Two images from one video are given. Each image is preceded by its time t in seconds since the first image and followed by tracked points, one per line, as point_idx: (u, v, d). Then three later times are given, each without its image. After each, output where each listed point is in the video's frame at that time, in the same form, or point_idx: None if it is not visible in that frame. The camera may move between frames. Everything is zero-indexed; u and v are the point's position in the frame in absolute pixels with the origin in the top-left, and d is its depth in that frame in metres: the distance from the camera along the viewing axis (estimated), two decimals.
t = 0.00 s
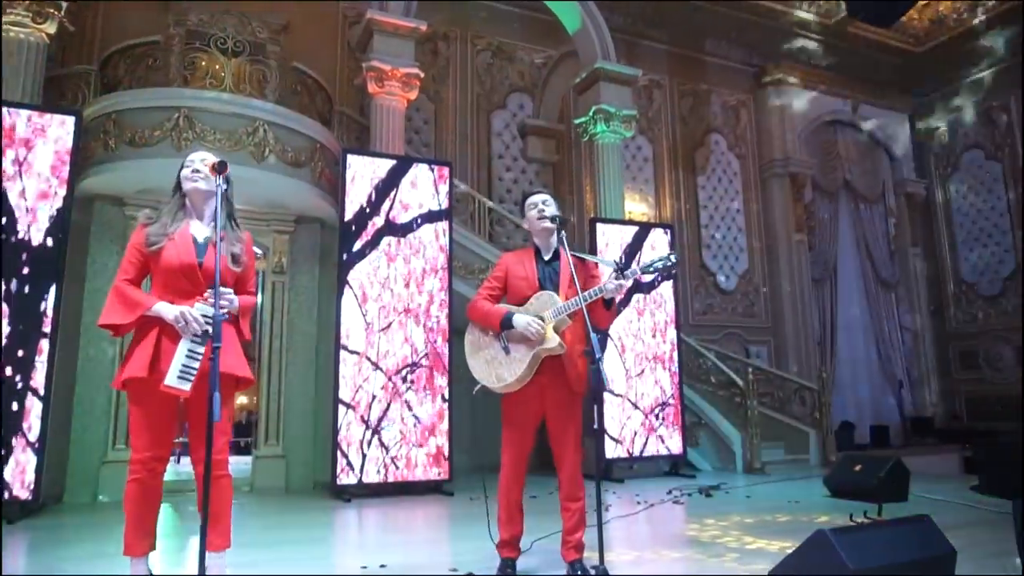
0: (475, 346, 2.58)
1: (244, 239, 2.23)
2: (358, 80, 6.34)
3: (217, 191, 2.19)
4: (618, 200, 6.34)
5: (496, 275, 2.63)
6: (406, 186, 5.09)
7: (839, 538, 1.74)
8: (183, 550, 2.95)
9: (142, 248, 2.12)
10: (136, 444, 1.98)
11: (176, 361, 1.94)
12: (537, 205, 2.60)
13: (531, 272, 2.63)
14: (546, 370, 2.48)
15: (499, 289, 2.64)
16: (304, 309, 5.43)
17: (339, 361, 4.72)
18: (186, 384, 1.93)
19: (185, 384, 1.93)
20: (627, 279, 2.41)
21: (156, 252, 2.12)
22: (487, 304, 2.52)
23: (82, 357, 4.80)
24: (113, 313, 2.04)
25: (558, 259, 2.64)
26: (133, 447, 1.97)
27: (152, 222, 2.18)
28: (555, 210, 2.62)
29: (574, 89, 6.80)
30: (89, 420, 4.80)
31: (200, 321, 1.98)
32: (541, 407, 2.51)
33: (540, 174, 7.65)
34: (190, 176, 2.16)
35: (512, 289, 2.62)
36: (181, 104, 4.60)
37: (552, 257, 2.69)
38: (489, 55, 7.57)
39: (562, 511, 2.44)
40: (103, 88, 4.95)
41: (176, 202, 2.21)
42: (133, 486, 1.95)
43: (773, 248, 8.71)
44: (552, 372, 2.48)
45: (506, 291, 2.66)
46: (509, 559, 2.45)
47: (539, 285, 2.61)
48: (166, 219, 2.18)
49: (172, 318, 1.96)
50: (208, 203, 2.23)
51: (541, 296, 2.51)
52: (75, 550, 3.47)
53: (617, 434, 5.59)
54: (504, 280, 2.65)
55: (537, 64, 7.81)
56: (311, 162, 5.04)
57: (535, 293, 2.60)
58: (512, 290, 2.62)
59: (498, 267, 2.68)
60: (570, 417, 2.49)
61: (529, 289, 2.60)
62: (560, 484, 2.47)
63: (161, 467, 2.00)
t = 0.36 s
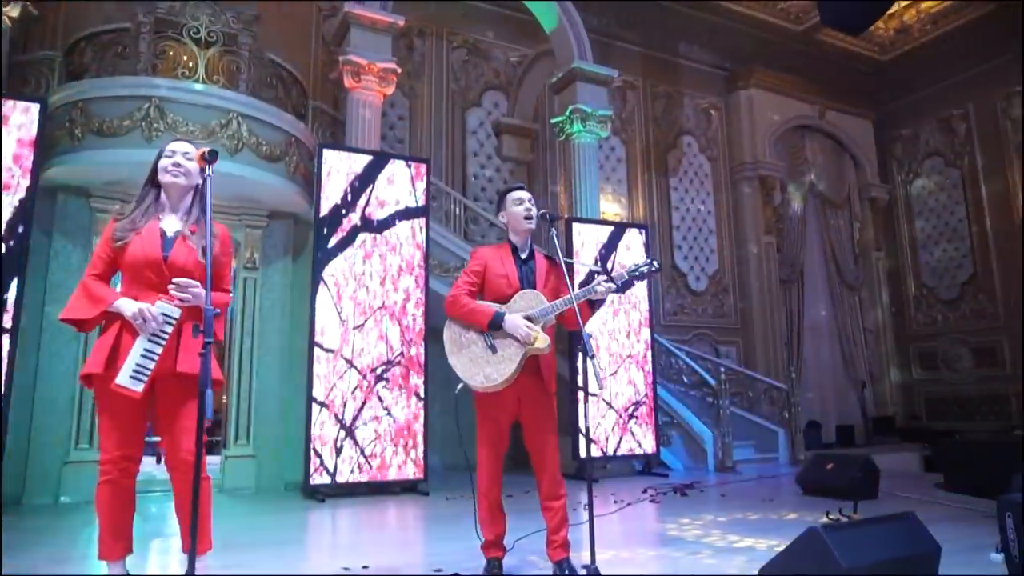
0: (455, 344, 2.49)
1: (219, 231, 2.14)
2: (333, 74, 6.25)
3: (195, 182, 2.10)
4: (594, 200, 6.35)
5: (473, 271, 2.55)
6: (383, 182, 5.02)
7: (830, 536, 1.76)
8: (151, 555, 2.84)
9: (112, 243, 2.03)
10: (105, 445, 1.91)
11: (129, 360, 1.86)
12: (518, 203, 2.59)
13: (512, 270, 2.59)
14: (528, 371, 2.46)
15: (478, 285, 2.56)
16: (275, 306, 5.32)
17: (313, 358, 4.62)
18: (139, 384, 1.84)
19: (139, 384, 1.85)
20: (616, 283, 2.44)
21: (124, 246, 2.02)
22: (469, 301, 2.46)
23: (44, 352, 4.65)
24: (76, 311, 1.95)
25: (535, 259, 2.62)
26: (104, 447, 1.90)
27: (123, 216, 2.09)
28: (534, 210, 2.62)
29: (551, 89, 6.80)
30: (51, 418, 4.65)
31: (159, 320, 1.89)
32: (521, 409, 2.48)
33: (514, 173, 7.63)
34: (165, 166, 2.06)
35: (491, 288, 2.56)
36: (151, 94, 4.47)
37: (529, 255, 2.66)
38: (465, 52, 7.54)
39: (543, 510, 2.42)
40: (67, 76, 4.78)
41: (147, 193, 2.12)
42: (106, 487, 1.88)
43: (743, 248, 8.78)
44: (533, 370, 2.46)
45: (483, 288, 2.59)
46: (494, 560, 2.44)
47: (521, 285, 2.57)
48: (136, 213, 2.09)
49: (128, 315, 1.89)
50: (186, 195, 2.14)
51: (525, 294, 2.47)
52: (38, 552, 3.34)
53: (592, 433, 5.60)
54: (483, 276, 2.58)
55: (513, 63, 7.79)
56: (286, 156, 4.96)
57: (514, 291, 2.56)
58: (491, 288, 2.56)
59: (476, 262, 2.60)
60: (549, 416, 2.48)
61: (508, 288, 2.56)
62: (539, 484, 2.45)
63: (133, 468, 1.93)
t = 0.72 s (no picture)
0: (443, 353, 2.43)
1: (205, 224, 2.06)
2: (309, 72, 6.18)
3: (179, 180, 2.03)
4: (570, 202, 6.33)
5: (460, 275, 2.51)
6: (359, 184, 4.95)
7: (823, 545, 1.77)
8: (125, 564, 2.77)
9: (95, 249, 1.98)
10: (93, 455, 1.82)
11: (112, 368, 1.78)
12: (507, 207, 2.56)
13: (500, 276, 2.57)
14: (514, 379, 2.44)
15: (465, 289, 2.52)
16: (249, 307, 5.21)
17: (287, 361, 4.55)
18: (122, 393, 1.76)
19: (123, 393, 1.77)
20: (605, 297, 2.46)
21: (106, 250, 1.97)
22: (457, 306, 2.42)
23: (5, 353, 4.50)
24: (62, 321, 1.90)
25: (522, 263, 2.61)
26: (92, 457, 1.82)
27: (106, 222, 2.05)
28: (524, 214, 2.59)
29: (528, 91, 6.79)
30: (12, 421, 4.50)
31: (141, 324, 1.82)
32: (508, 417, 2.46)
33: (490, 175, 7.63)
34: (150, 165, 1.99)
35: (479, 292, 2.53)
36: (122, 90, 4.36)
37: (515, 258, 2.65)
38: (441, 52, 7.49)
39: (526, 519, 2.39)
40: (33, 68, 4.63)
41: (129, 196, 2.08)
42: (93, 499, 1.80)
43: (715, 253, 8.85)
44: (520, 378, 2.45)
45: (469, 291, 2.55)
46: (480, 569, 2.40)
47: (509, 291, 2.56)
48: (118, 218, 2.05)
49: (109, 322, 1.82)
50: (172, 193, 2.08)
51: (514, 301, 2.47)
52: None
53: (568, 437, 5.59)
54: (469, 280, 2.54)
55: (489, 64, 7.75)
56: (262, 154, 4.87)
57: (502, 298, 2.53)
58: (478, 293, 2.53)
59: (462, 265, 2.56)
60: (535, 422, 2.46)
61: (495, 293, 2.53)
62: (524, 493, 2.41)
63: (121, 480, 1.85)
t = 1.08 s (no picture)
0: (439, 371, 2.46)
1: (195, 237, 2.04)
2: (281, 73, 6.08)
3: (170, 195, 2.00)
4: (545, 207, 6.33)
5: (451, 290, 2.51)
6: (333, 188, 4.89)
7: (807, 560, 1.79)
8: None
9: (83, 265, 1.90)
10: (84, 474, 1.77)
11: (123, 389, 1.74)
12: (497, 219, 2.54)
13: (489, 289, 2.55)
14: (510, 393, 2.42)
15: (455, 306, 2.52)
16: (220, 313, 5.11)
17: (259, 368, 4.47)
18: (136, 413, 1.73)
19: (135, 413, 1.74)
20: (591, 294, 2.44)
21: (98, 267, 1.90)
22: (447, 324, 2.42)
23: None
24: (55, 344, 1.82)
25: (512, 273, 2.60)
26: (81, 476, 1.76)
27: (89, 236, 1.97)
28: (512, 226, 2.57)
29: (504, 96, 6.80)
30: None
31: (150, 343, 1.78)
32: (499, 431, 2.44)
33: (463, 180, 7.61)
34: (140, 182, 1.95)
35: (469, 307, 2.52)
36: (90, 90, 4.24)
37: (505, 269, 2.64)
38: (416, 56, 7.43)
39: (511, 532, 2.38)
40: None
41: (114, 208, 2.00)
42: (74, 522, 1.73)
43: (685, 259, 8.95)
44: (513, 390, 2.43)
45: (460, 307, 2.55)
46: None
47: (499, 302, 2.55)
48: (104, 231, 1.98)
49: (115, 343, 1.77)
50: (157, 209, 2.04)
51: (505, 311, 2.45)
52: None
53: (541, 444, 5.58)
54: (459, 295, 2.54)
55: (464, 69, 7.74)
56: (234, 158, 4.80)
57: (492, 311, 2.52)
58: (468, 308, 2.52)
59: (452, 282, 2.56)
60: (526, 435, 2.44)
61: (486, 308, 2.52)
62: (512, 504, 2.41)
63: (108, 502, 1.80)
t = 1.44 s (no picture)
0: (430, 383, 2.52)
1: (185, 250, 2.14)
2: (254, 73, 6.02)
3: (165, 205, 2.06)
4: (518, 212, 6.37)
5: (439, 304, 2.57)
6: (308, 190, 4.85)
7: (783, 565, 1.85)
8: None
9: (79, 270, 1.89)
10: (69, 488, 1.75)
11: (135, 398, 1.76)
12: (483, 228, 2.58)
13: (475, 299, 2.58)
14: (499, 400, 2.44)
15: (444, 318, 2.58)
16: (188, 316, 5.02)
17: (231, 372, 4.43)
18: (148, 422, 1.75)
19: (147, 421, 1.76)
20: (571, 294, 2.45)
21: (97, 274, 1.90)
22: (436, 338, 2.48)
23: None
24: (52, 348, 1.81)
25: (499, 282, 2.63)
26: (66, 489, 1.75)
27: (82, 238, 1.95)
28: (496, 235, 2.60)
29: (478, 101, 6.82)
30: None
31: (159, 352, 1.81)
32: (486, 438, 2.46)
33: (436, 184, 7.62)
34: (139, 190, 1.98)
35: (456, 318, 2.56)
36: (59, 86, 4.15)
37: (492, 276, 2.67)
38: (389, 58, 7.40)
39: (496, 537, 2.40)
40: None
41: (105, 214, 2.02)
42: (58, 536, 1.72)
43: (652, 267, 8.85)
44: (502, 397, 2.45)
45: (450, 320, 2.60)
46: None
47: (484, 310, 2.58)
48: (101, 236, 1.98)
49: (125, 352, 1.80)
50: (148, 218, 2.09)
51: (490, 320, 2.48)
52: None
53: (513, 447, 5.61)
54: (447, 308, 2.59)
55: (438, 72, 7.74)
56: (206, 159, 4.74)
57: (478, 319, 2.56)
58: (456, 319, 2.56)
59: (440, 295, 2.60)
60: (515, 443, 2.45)
61: (472, 316, 2.56)
62: (499, 510, 2.43)
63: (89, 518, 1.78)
